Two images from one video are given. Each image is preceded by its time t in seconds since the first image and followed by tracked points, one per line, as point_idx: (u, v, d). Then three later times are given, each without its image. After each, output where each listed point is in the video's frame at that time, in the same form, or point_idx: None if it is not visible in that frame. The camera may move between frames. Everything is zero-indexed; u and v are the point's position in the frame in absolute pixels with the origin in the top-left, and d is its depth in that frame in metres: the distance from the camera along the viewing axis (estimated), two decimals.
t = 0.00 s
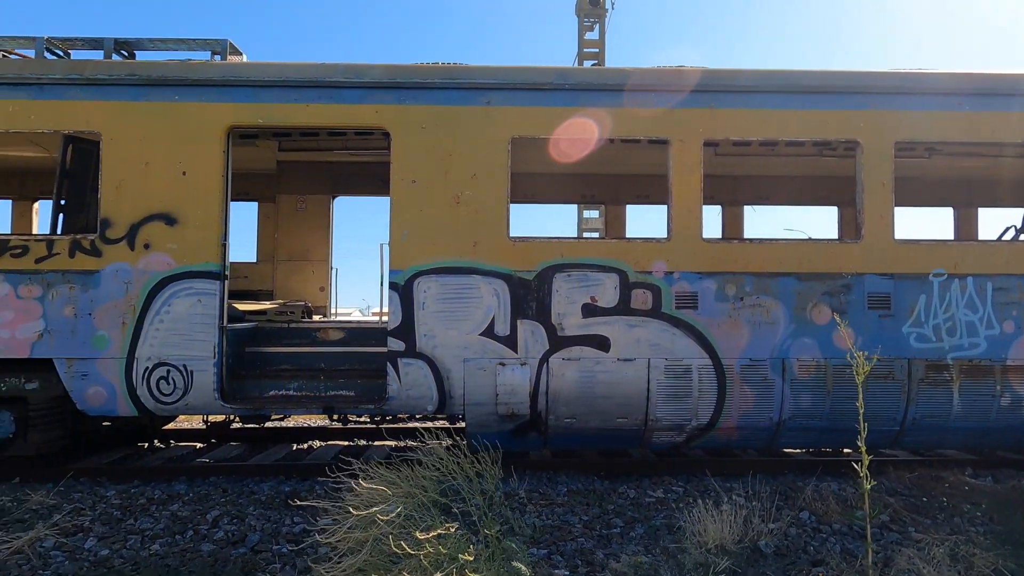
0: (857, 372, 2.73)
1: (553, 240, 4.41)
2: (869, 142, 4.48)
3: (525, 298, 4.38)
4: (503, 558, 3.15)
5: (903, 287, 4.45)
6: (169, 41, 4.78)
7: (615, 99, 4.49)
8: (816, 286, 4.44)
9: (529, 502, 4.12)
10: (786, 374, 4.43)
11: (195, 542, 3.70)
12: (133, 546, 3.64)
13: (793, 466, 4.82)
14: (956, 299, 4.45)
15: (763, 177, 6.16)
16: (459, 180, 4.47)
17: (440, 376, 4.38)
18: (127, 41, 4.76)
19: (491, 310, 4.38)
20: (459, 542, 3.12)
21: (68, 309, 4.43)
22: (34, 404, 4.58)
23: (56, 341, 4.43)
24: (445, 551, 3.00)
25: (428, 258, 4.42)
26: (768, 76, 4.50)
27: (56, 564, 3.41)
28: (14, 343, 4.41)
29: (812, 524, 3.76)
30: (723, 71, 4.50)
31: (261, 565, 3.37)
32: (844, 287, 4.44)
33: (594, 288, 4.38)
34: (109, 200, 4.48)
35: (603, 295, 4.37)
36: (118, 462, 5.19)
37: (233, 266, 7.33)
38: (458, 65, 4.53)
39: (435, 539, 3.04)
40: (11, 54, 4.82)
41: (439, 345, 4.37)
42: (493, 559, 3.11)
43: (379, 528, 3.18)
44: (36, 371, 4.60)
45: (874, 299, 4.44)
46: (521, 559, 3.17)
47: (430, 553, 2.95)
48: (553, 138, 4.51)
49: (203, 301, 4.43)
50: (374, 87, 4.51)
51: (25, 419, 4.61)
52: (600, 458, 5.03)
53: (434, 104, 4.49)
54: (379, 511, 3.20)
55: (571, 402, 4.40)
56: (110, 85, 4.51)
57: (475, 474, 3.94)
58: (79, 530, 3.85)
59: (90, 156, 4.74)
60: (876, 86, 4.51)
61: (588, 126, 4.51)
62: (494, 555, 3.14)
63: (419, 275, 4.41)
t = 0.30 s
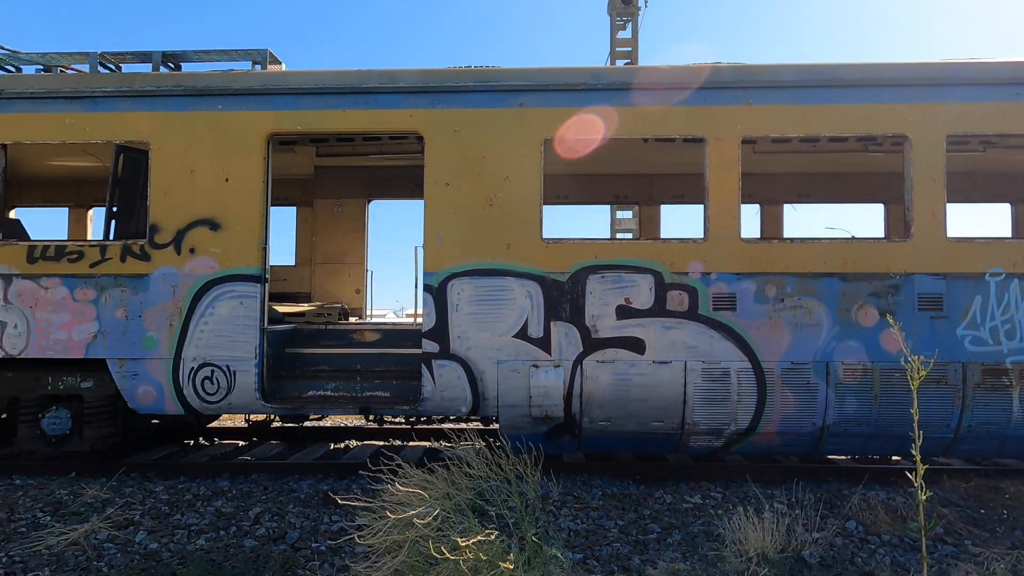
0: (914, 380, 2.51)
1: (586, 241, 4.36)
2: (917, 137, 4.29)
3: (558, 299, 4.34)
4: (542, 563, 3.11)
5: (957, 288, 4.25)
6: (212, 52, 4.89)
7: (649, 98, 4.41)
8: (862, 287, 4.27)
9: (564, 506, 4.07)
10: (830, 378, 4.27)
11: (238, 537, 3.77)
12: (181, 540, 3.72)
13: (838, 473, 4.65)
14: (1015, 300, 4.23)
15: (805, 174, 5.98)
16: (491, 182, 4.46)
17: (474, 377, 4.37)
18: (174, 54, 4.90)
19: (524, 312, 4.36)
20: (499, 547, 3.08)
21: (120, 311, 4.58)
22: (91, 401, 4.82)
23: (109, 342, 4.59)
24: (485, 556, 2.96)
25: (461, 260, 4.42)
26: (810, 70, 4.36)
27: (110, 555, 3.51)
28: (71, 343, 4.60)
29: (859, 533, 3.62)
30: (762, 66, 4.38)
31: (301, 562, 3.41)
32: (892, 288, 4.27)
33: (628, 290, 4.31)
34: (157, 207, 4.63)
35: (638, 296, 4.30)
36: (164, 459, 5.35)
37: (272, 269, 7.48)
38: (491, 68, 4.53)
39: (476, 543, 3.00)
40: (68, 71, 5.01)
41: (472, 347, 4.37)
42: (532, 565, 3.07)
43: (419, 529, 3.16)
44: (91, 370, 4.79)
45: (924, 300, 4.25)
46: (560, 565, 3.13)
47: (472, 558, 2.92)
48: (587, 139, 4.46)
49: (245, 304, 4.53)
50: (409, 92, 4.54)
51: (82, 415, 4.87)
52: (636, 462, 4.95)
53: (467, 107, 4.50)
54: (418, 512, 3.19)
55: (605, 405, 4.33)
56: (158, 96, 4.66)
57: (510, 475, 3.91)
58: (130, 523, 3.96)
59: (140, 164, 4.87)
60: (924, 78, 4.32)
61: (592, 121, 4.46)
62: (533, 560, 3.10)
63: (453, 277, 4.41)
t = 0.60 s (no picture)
0: (981, 384, 2.43)
1: (629, 241, 4.29)
2: (982, 128, 4.06)
3: (600, 301, 4.28)
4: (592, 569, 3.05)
5: None
6: (262, 64, 5.03)
7: (693, 94, 4.30)
8: (922, 287, 4.06)
9: (607, 510, 4.00)
10: (888, 383, 4.08)
11: (288, 533, 3.85)
12: (235, 534, 3.82)
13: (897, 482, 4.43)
14: None
15: (858, 169, 5.73)
16: (532, 184, 4.43)
17: (516, 379, 4.35)
18: (227, 66, 5.06)
19: (565, 314, 4.31)
20: (549, 553, 3.02)
21: (178, 314, 4.75)
22: (152, 399, 5.02)
23: (168, 343, 4.77)
24: (535, 561, 2.91)
25: (503, 262, 4.41)
26: (864, 61, 4.18)
27: (171, 545, 3.63)
28: (134, 344, 4.80)
29: (921, 546, 3.44)
30: (811, 58, 4.22)
31: (348, 559, 3.45)
32: (957, 288, 4.04)
33: (672, 290, 4.21)
34: (212, 213, 4.79)
35: (682, 297, 4.20)
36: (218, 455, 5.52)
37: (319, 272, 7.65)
38: (531, 70, 4.51)
39: (526, 550, 2.95)
40: (131, 86, 5.24)
41: (514, 348, 4.35)
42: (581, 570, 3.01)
43: (467, 531, 3.13)
44: (153, 370, 4.99)
45: (992, 300, 4.01)
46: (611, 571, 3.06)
47: (523, 563, 2.87)
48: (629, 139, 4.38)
49: (293, 306, 4.63)
50: (450, 96, 4.56)
51: (144, 412, 5.08)
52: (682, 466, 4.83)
53: (507, 109, 4.49)
54: (467, 514, 3.17)
55: (649, 409, 4.25)
56: (212, 108, 4.82)
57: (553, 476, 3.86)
58: (189, 515, 4.09)
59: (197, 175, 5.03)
60: (989, 65, 4.08)
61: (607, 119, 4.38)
62: (582, 566, 3.04)
63: (494, 279, 4.41)
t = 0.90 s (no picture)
0: None
1: (664, 241, 4.21)
2: None
3: (635, 301, 4.22)
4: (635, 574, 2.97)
5: None
6: (300, 71, 5.12)
7: (731, 90, 4.19)
8: (977, 286, 3.88)
9: (644, 513, 3.94)
10: (941, 387, 3.90)
11: (328, 530, 3.91)
12: (277, 530, 3.89)
13: (950, 489, 4.23)
14: None
15: (906, 164, 5.51)
16: (566, 184, 4.40)
17: (550, 380, 4.32)
18: (267, 75, 5.17)
19: (600, 314, 4.26)
20: (591, 557, 2.96)
21: (222, 315, 4.88)
22: (198, 397, 5.16)
23: (212, 343, 4.90)
24: (579, 565, 2.85)
25: (537, 263, 4.39)
26: (912, 51, 4.01)
27: (216, 538, 3.71)
28: (181, 344, 4.95)
29: (977, 558, 3.28)
30: (855, 50, 4.08)
31: (387, 557, 3.47)
32: (1014, 287, 3.84)
33: (709, 290, 4.12)
34: (253, 218, 4.91)
35: (719, 297, 4.10)
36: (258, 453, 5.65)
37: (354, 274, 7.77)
38: (564, 69, 4.47)
39: (571, 551, 2.90)
40: (177, 95, 5.41)
41: (548, 349, 4.32)
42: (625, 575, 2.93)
43: (509, 531, 3.09)
44: (199, 369, 5.14)
45: None
46: None
47: (567, 566, 2.81)
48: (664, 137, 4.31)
49: (331, 308, 4.70)
50: (483, 98, 4.57)
51: (191, 410, 5.23)
52: (721, 470, 4.72)
53: (540, 110, 4.47)
54: (509, 513, 3.12)
55: (686, 411, 4.17)
56: (253, 115, 4.94)
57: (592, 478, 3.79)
58: (233, 511, 4.19)
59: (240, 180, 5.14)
60: None
61: (614, 119, 4.34)
62: (626, 570, 2.97)
63: (528, 279, 4.39)
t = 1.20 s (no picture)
0: None
1: (710, 240, 4.12)
2: None
3: (681, 302, 4.14)
4: None
5: None
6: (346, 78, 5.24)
7: (779, 84, 4.07)
8: None
9: (692, 518, 3.86)
10: (1012, 392, 3.69)
11: (375, 527, 3.98)
12: (327, 526, 3.98)
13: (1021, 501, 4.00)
14: None
15: (968, 156, 5.25)
16: (608, 184, 4.36)
17: (593, 382, 4.29)
18: (314, 83, 5.30)
19: (644, 315, 4.20)
20: (641, 561, 2.92)
21: (273, 317, 5.03)
22: (250, 396, 5.33)
23: (264, 344, 5.06)
24: (630, 568, 2.81)
25: (579, 264, 4.37)
26: (976, 38, 3.81)
27: (270, 533, 3.82)
28: (235, 345, 5.13)
29: None
30: (914, 39, 3.91)
31: (434, 556, 3.50)
32: None
33: (758, 291, 4.01)
34: (302, 223, 5.05)
35: (769, 298, 3.99)
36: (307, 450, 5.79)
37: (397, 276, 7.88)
38: (606, 69, 4.43)
39: (620, 554, 2.86)
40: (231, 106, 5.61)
41: (591, 350, 4.29)
42: None
43: (557, 532, 3.07)
44: (251, 369, 5.31)
45: None
46: None
47: (618, 569, 2.78)
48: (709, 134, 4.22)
49: (377, 309, 4.78)
50: (525, 100, 4.57)
51: (244, 408, 5.41)
52: (771, 476, 4.59)
53: (582, 110, 4.44)
54: (557, 515, 3.11)
55: (735, 415, 4.07)
56: (302, 124, 5.08)
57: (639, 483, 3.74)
58: (285, 506, 4.31)
59: (289, 186, 5.26)
60: None
61: (653, 117, 4.28)
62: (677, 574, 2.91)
63: (570, 280, 4.37)
